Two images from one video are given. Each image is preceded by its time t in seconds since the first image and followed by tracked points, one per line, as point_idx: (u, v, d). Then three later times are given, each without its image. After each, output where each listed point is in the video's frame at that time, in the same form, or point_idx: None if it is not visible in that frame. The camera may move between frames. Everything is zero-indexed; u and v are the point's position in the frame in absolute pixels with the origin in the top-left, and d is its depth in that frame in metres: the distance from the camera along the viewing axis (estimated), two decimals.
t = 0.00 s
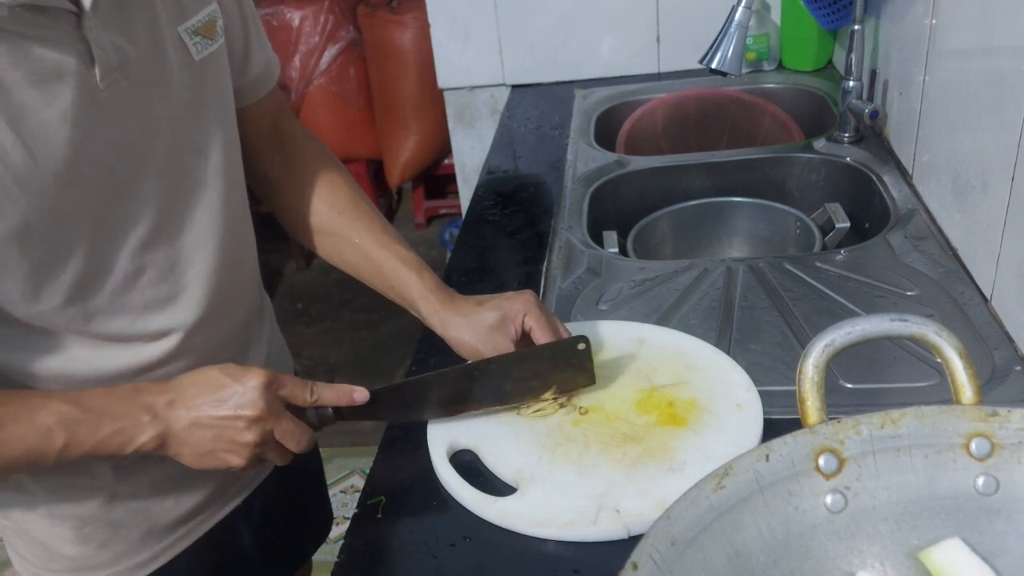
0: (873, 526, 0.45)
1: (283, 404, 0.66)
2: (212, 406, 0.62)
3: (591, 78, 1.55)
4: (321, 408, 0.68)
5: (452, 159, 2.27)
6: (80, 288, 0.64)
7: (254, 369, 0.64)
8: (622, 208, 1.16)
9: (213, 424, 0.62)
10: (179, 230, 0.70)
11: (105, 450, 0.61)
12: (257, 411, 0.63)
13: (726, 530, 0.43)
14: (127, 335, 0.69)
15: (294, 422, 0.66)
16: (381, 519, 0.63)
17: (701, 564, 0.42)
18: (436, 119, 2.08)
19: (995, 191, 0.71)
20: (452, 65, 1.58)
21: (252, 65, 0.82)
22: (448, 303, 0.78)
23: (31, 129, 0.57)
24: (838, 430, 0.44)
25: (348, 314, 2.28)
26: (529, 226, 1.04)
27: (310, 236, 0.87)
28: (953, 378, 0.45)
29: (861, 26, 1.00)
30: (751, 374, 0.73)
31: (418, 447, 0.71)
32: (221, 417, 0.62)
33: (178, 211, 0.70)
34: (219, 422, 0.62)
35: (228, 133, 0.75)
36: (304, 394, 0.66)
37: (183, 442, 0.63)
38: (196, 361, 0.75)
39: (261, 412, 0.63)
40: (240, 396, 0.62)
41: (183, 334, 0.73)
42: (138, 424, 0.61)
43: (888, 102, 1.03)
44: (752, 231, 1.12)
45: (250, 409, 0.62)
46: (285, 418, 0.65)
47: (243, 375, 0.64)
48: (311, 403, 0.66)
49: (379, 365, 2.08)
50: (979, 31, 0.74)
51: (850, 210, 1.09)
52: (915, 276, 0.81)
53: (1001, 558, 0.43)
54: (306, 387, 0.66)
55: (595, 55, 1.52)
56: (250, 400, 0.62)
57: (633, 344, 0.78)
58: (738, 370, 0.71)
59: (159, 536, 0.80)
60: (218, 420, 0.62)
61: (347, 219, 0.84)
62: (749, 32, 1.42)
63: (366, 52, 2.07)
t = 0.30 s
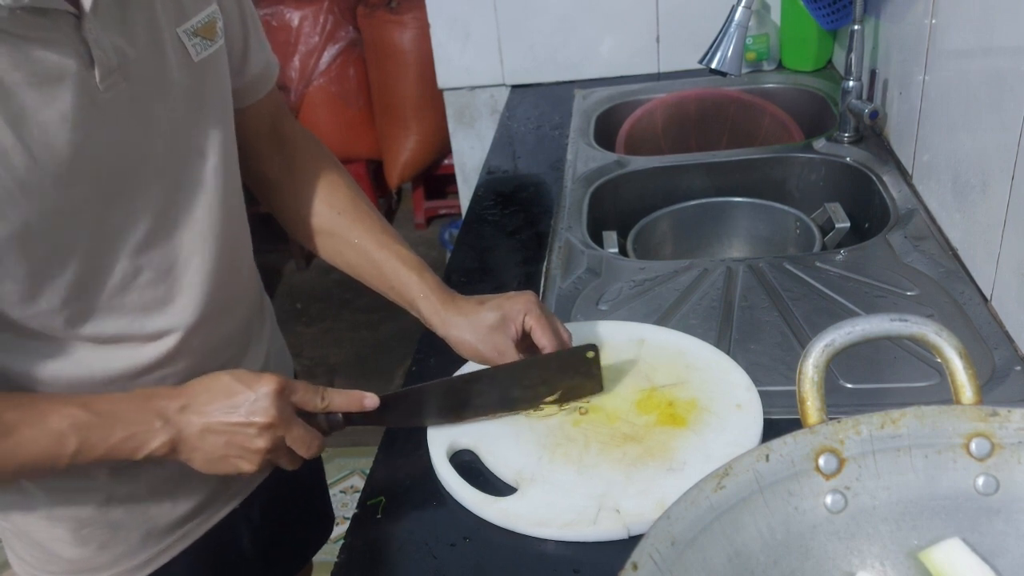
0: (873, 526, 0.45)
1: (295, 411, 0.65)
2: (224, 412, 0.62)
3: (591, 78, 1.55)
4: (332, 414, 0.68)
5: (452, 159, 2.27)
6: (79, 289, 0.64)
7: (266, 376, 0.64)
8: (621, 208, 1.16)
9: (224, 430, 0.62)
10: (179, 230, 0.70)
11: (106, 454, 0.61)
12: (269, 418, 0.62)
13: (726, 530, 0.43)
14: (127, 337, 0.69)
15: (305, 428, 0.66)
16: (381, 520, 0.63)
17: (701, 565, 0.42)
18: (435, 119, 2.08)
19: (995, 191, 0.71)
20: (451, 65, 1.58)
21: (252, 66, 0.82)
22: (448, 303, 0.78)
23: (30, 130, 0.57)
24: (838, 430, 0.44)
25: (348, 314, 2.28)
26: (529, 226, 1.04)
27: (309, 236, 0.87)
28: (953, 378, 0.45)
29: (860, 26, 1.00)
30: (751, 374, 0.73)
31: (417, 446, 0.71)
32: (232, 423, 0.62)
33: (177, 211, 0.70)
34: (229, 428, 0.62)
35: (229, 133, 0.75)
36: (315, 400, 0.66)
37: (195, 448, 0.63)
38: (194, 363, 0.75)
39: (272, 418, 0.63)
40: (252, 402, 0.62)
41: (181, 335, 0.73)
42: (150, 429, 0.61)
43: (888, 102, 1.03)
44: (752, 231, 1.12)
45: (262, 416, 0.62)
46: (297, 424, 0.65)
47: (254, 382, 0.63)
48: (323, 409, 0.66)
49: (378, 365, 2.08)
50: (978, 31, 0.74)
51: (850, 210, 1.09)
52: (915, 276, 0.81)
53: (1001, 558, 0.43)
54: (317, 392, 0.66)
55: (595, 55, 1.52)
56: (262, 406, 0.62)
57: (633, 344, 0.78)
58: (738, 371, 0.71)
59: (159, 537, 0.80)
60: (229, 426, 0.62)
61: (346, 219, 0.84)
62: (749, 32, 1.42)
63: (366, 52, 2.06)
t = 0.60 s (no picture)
0: (873, 526, 0.45)
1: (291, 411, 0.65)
2: (222, 412, 0.62)
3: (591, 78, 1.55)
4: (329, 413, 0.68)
5: (452, 159, 2.27)
6: (78, 292, 0.64)
7: (263, 375, 0.64)
8: (621, 208, 1.16)
9: (222, 431, 0.62)
10: (177, 231, 0.70)
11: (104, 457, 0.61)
12: (267, 418, 0.62)
13: (726, 530, 0.43)
14: (125, 339, 0.69)
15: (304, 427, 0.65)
16: (380, 520, 0.63)
17: (700, 565, 0.42)
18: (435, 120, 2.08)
19: (995, 191, 0.71)
20: (451, 65, 1.58)
21: (251, 67, 0.82)
22: (448, 304, 0.78)
23: (30, 133, 0.57)
24: (838, 430, 0.44)
25: (348, 314, 2.28)
26: (528, 226, 1.04)
27: (308, 237, 0.87)
28: (953, 378, 0.45)
29: (861, 26, 1.00)
30: (751, 374, 0.73)
31: (417, 446, 0.71)
32: (231, 424, 0.62)
33: (175, 213, 0.70)
34: (228, 428, 0.62)
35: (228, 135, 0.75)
36: (312, 398, 0.66)
37: (193, 449, 0.63)
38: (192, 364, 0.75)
39: (271, 418, 0.62)
40: (250, 402, 0.62)
41: (179, 337, 0.73)
42: (148, 431, 0.61)
43: (888, 102, 1.03)
44: (752, 231, 1.12)
45: (259, 415, 0.62)
46: (296, 424, 0.64)
47: (252, 381, 0.63)
48: (321, 407, 0.66)
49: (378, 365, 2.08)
50: (979, 31, 0.74)
51: (850, 210, 1.09)
52: (915, 276, 0.81)
53: (1001, 558, 0.43)
54: (315, 390, 0.66)
55: (595, 55, 1.52)
56: (260, 406, 0.62)
57: (633, 344, 0.78)
58: (738, 371, 0.71)
59: (157, 538, 0.79)
60: (228, 426, 0.62)
61: (345, 220, 0.84)
62: (749, 32, 1.42)
63: (366, 52, 2.06)
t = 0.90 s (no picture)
0: (873, 526, 0.45)
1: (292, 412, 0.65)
2: (223, 414, 0.62)
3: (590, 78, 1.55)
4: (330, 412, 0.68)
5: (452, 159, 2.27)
6: (77, 294, 0.64)
7: (264, 377, 0.63)
8: (621, 208, 1.16)
9: (224, 433, 0.62)
10: (176, 232, 0.70)
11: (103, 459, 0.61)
12: (267, 420, 0.62)
13: (726, 530, 0.43)
14: (124, 340, 0.69)
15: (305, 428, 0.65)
16: (380, 520, 0.63)
17: (701, 565, 0.42)
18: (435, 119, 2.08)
19: (995, 191, 0.71)
20: (451, 65, 1.58)
21: (250, 67, 0.82)
22: (448, 304, 0.78)
23: (29, 135, 0.57)
24: (838, 430, 0.44)
25: (348, 314, 2.28)
26: (528, 226, 1.04)
27: (307, 238, 0.86)
28: (953, 378, 0.45)
29: (861, 26, 1.00)
30: (751, 374, 0.73)
31: (417, 446, 0.71)
32: (232, 426, 0.62)
33: (175, 213, 0.70)
34: (229, 430, 0.62)
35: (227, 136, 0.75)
36: (313, 398, 0.65)
37: (194, 450, 0.63)
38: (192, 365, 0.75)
39: (271, 420, 0.62)
40: (251, 404, 0.62)
41: (179, 339, 0.73)
42: (147, 433, 0.61)
43: (888, 102, 1.03)
44: (752, 231, 1.12)
45: (258, 417, 0.62)
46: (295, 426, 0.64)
47: (250, 383, 0.63)
48: (321, 408, 0.66)
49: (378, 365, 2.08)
50: (979, 31, 0.74)
51: (850, 210, 1.09)
52: (915, 276, 0.81)
53: (1001, 558, 0.43)
54: (315, 391, 0.66)
55: (595, 55, 1.52)
56: (260, 408, 0.62)
57: (633, 344, 0.78)
58: (738, 371, 0.71)
59: (157, 540, 0.80)
60: (229, 429, 0.62)
61: (345, 220, 0.84)
62: (749, 32, 1.42)
63: (366, 52, 2.06)
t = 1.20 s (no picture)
0: (873, 526, 0.45)
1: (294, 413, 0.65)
2: (234, 417, 0.62)
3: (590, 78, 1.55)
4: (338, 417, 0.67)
5: (451, 159, 2.27)
6: (76, 294, 0.64)
7: (274, 379, 0.63)
8: (621, 208, 1.16)
9: (234, 435, 0.62)
10: (175, 232, 0.70)
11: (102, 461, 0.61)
12: (278, 423, 0.62)
13: (726, 530, 0.43)
14: (122, 340, 0.69)
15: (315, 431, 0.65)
16: (380, 520, 0.63)
17: (700, 565, 0.42)
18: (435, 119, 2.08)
19: (995, 191, 0.71)
20: (451, 65, 1.58)
21: (248, 68, 0.82)
22: (448, 304, 0.78)
23: (29, 136, 0.57)
24: (838, 430, 0.44)
25: (348, 314, 2.28)
26: (528, 226, 1.04)
27: (306, 238, 0.86)
28: (953, 378, 0.45)
29: (861, 26, 1.00)
30: (751, 374, 0.73)
31: (417, 447, 0.71)
32: (241, 428, 0.62)
33: (173, 214, 0.70)
34: (238, 433, 0.62)
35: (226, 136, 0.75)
36: (322, 401, 0.65)
37: (193, 452, 0.63)
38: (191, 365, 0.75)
39: (281, 423, 0.62)
40: (260, 408, 0.62)
41: (178, 339, 0.73)
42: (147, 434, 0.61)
43: (888, 102, 1.03)
44: (752, 231, 1.12)
45: (258, 418, 0.62)
46: (305, 428, 0.64)
47: (250, 384, 0.63)
48: (330, 411, 0.65)
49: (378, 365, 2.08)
50: (979, 31, 0.74)
51: (850, 210, 1.09)
52: (915, 276, 0.81)
53: (1001, 558, 0.43)
54: (325, 394, 0.66)
55: (595, 55, 1.52)
56: (270, 411, 0.62)
57: (633, 344, 0.78)
58: (738, 371, 0.71)
59: (157, 541, 0.80)
60: (239, 431, 0.62)
61: (344, 220, 0.84)
62: (749, 32, 1.42)
63: (366, 52, 2.06)
